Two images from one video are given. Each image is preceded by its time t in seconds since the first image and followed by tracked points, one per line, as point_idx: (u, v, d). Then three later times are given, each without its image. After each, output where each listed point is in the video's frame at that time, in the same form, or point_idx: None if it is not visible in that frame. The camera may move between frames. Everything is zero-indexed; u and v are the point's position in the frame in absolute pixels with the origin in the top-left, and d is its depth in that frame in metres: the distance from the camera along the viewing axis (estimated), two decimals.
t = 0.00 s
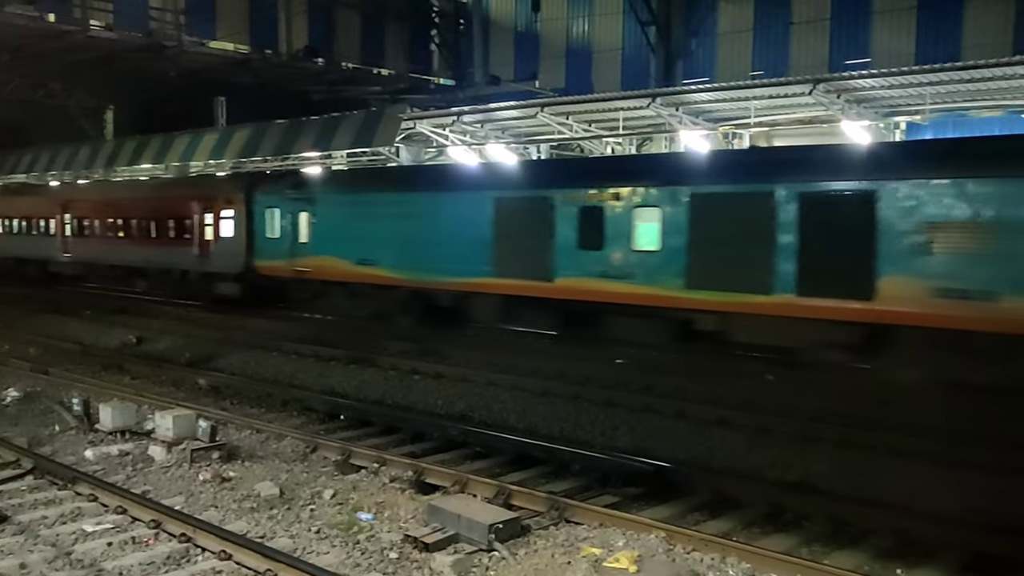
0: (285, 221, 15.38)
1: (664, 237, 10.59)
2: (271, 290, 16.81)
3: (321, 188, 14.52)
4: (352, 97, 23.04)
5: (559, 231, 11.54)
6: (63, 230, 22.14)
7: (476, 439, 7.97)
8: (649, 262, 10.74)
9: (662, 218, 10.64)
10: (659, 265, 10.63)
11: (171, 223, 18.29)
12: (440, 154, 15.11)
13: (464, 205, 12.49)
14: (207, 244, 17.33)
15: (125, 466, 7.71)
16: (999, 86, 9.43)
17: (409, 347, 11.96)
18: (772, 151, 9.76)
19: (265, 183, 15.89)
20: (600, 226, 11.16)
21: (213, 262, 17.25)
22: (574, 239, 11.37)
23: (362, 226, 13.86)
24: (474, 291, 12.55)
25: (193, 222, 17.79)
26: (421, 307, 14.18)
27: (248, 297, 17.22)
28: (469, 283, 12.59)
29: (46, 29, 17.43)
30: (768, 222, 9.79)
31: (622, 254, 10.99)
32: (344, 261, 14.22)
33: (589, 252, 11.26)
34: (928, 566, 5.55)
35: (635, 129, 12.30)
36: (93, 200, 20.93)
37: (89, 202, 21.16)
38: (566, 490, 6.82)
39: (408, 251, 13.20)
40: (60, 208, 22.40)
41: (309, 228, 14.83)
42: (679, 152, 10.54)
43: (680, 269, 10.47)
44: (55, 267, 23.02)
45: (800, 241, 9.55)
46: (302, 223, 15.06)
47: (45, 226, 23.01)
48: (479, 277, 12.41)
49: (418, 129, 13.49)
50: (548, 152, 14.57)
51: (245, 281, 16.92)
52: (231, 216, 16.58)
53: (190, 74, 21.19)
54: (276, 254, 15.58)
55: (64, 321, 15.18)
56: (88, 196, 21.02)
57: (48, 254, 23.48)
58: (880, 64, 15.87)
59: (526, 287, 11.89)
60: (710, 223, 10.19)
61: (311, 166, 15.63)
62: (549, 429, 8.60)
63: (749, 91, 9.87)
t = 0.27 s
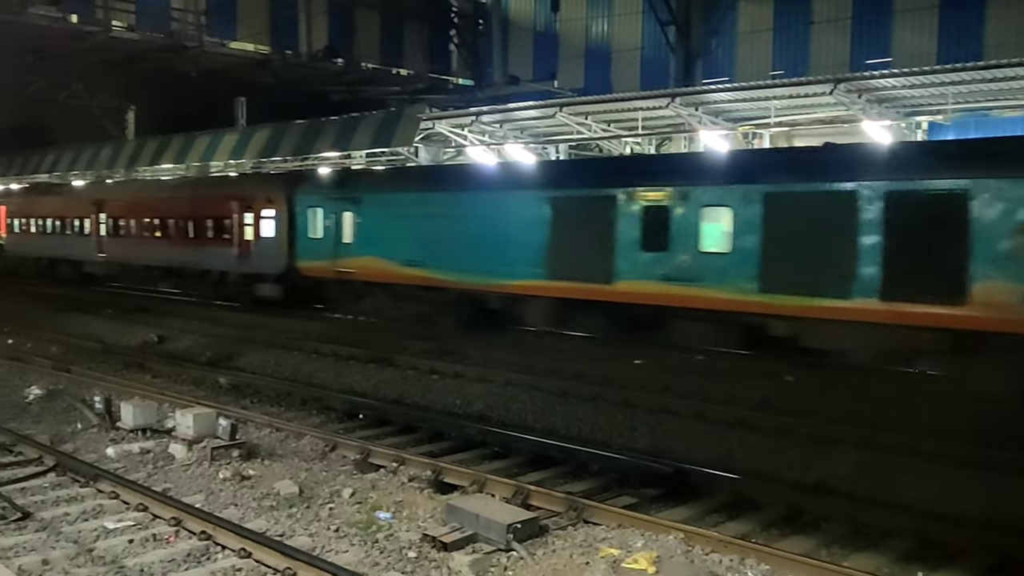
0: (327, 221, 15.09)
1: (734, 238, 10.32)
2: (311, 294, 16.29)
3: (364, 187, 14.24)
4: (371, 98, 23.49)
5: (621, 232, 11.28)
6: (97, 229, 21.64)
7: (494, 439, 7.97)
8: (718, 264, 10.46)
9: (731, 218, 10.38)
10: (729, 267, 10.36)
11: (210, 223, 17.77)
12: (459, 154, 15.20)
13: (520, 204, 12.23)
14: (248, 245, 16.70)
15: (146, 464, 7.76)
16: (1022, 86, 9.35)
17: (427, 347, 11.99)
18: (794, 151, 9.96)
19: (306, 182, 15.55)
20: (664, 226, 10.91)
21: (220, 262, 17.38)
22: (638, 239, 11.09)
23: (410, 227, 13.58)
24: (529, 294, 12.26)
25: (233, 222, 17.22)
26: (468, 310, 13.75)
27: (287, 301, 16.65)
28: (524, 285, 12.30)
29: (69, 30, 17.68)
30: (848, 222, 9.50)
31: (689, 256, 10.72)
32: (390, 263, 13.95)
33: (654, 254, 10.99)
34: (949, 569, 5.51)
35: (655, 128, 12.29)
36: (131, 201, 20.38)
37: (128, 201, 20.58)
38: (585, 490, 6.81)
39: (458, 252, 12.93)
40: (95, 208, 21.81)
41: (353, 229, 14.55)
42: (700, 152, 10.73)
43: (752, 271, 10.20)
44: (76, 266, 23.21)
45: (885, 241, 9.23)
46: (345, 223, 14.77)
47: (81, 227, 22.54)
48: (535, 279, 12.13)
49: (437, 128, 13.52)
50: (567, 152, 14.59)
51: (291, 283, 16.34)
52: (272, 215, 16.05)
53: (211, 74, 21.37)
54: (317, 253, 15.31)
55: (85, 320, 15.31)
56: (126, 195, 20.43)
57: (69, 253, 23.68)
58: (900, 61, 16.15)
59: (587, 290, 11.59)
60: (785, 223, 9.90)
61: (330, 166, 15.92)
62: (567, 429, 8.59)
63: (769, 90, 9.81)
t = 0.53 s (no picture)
0: (373, 223, 14.74)
1: (811, 242, 9.92)
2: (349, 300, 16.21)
3: (413, 188, 13.90)
4: (393, 101, 23.87)
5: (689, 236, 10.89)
6: (134, 231, 21.30)
7: (514, 442, 7.97)
8: (793, 269, 10.06)
9: (808, 221, 9.98)
10: (806, 273, 9.95)
11: (249, 226, 17.65)
12: (479, 157, 15.28)
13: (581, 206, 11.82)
14: (289, 248, 16.60)
15: (169, 465, 7.83)
16: None
17: (447, 350, 12.01)
18: (812, 154, 9.98)
19: (351, 184, 15.27)
20: (737, 230, 10.51)
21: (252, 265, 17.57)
22: (705, 242, 10.71)
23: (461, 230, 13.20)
24: (586, 300, 11.87)
25: (273, 225, 17.12)
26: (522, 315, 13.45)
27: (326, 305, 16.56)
28: (582, 291, 11.90)
29: (94, 34, 17.96)
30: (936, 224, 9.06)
31: (764, 260, 10.33)
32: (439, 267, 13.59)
33: (723, 257, 10.61)
34: None
35: (675, 131, 12.30)
36: (171, 204, 20.00)
37: (165, 202, 20.32)
38: (605, 494, 6.79)
39: (513, 256, 12.55)
40: (131, 211, 21.54)
41: (400, 232, 14.19)
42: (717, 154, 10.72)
43: (830, 277, 9.80)
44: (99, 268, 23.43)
45: (980, 246, 8.75)
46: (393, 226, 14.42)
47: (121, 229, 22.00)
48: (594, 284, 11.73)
49: (458, 131, 13.56)
50: (587, 154, 14.60)
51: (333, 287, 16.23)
52: (315, 218, 15.95)
53: (234, 77, 21.59)
54: (361, 256, 15.03)
55: (109, 321, 15.46)
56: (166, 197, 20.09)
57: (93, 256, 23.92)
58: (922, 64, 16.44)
59: (651, 296, 11.17)
60: (868, 226, 9.47)
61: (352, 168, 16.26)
62: (587, 432, 8.58)
63: (791, 93, 9.77)
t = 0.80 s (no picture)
0: (419, 227, 14.15)
1: (899, 247, 9.44)
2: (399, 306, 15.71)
3: (464, 189, 13.37)
4: (414, 105, 24.08)
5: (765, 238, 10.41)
6: (172, 233, 20.64)
7: (535, 445, 7.96)
8: (877, 275, 9.58)
9: (894, 225, 9.50)
10: (895, 278, 9.46)
11: (291, 228, 17.10)
12: (500, 159, 15.35)
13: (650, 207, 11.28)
14: (332, 252, 16.10)
15: (191, 465, 7.88)
16: None
17: (468, 352, 12.03)
18: (836, 157, 9.93)
19: (395, 186, 14.63)
20: (815, 232, 10.04)
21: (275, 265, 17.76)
22: (782, 245, 10.25)
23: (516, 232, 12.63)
24: (653, 306, 11.31)
25: (314, 228, 16.60)
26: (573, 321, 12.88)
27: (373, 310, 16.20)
28: (649, 297, 11.35)
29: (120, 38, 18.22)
30: None
31: (845, 265, 9.87)
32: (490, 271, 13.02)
33: (801, 262, 10.16)
34: None
35: (697, 133, 12.30)
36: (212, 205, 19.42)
37: (203, 204, 19.76)
38: (625, 498, 6.77)
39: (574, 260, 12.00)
40: (169, 212, 20.82)
41: (449, 235, 13.60)
42: (741, 157, 10.67)
43: (917, 284, 9.31)
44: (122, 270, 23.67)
45: None
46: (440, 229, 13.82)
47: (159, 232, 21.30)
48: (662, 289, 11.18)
49: (479, 134, 13.59)
50: (608, 156, 14.60)
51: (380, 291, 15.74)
52: (359, 221, 15.42)
53: (257, 80, 21.75)
54: (406, 259, 14.50)
55: (132, 322, 15.59)
56: (206, 198, 19.46)
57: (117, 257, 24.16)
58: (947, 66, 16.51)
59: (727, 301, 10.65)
60: (962, 228, 8.96)
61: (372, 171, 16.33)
62: (608, 435, 8.56)
63: (814, 95, 9.71)
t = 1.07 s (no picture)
0: (465, 229, 13.75)
1: (988, 252, 8.89)
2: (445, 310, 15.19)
3: (516, 191, 12.90)
4: (434, 108, 24.24)
5: (839, 243, 9.92)
6: (208, 237, 20.07)
7: (554, 448, 7.96)
8: (964, 282, 9.04)
9: (982, 228, 8.94)
10: (984, 286, 8.92)
11: (332, 231, 16.53)
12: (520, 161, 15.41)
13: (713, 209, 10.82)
14: (376, 256, 15.56)
15: (213, 466, 7.94)
16: None
17: (487, 355, 12.04)
18: (861, 160, 9.71)
19: (441, 187, 14.20)
20: (897, 237, 9.49)
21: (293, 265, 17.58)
22: (860, 250, 9.72)
23: (570, 235, 12.21)
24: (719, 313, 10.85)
25: (356, 230, 16.07)
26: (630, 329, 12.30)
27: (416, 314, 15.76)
28: (712, 303, 10.89)
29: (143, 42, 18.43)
30: None
31: (929, 270, 9.32)
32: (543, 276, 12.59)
33: (880, 268, 9.62)
34: None
35: (717, 136, 12.35)
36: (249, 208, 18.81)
37: (240, 207, 19.13)
38: (645, 501, 6.76)
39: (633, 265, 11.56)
40: (205, 215, 20.23)
41: (497, 238, 13.20)
42: (763, 160, 10.50)
43: (1009, 292, 8.74)
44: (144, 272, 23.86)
45: None
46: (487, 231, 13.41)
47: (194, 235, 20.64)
48: (728, 296, 10.72)
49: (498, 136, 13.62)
50: (628, 159, 14.60)
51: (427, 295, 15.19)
52: (404, 224, 14.93)
53: (279, 84, 21.92)
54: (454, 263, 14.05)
55: (155, 324, 15.73)
56: (243, 200, 18.83)
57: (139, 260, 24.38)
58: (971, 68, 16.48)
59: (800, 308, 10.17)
60: None
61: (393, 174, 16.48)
62: (628, 438, 8.53)
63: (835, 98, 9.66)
